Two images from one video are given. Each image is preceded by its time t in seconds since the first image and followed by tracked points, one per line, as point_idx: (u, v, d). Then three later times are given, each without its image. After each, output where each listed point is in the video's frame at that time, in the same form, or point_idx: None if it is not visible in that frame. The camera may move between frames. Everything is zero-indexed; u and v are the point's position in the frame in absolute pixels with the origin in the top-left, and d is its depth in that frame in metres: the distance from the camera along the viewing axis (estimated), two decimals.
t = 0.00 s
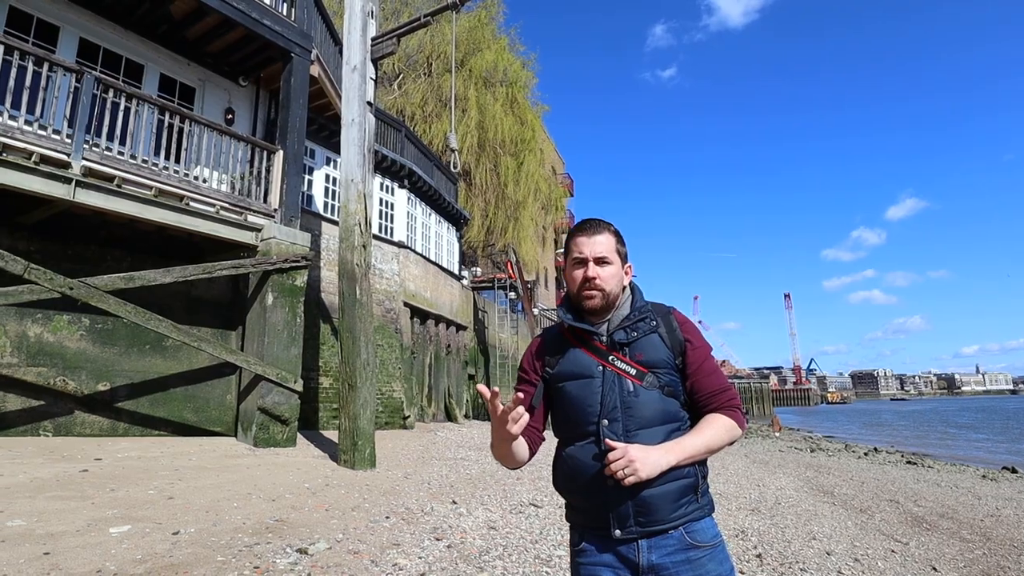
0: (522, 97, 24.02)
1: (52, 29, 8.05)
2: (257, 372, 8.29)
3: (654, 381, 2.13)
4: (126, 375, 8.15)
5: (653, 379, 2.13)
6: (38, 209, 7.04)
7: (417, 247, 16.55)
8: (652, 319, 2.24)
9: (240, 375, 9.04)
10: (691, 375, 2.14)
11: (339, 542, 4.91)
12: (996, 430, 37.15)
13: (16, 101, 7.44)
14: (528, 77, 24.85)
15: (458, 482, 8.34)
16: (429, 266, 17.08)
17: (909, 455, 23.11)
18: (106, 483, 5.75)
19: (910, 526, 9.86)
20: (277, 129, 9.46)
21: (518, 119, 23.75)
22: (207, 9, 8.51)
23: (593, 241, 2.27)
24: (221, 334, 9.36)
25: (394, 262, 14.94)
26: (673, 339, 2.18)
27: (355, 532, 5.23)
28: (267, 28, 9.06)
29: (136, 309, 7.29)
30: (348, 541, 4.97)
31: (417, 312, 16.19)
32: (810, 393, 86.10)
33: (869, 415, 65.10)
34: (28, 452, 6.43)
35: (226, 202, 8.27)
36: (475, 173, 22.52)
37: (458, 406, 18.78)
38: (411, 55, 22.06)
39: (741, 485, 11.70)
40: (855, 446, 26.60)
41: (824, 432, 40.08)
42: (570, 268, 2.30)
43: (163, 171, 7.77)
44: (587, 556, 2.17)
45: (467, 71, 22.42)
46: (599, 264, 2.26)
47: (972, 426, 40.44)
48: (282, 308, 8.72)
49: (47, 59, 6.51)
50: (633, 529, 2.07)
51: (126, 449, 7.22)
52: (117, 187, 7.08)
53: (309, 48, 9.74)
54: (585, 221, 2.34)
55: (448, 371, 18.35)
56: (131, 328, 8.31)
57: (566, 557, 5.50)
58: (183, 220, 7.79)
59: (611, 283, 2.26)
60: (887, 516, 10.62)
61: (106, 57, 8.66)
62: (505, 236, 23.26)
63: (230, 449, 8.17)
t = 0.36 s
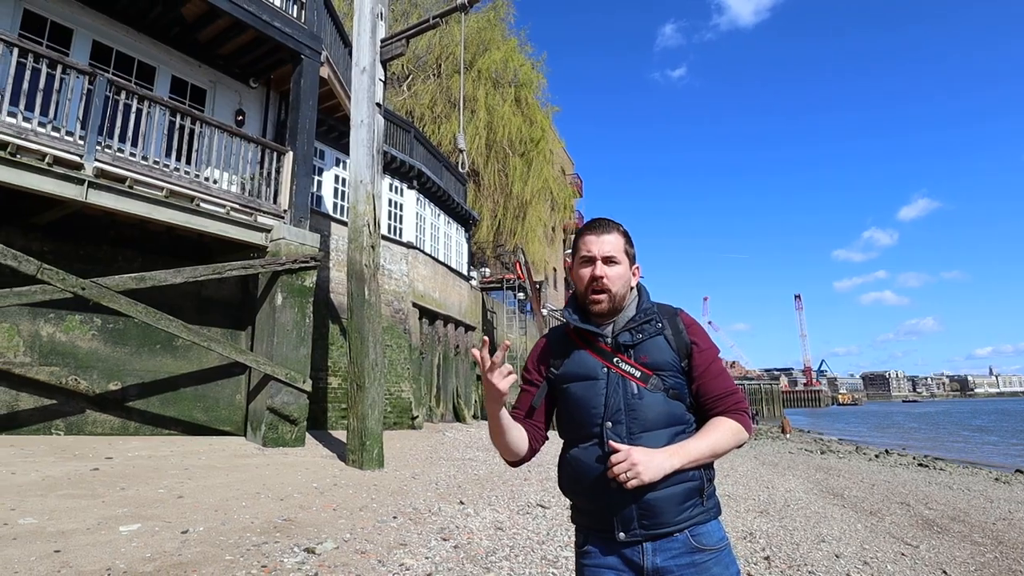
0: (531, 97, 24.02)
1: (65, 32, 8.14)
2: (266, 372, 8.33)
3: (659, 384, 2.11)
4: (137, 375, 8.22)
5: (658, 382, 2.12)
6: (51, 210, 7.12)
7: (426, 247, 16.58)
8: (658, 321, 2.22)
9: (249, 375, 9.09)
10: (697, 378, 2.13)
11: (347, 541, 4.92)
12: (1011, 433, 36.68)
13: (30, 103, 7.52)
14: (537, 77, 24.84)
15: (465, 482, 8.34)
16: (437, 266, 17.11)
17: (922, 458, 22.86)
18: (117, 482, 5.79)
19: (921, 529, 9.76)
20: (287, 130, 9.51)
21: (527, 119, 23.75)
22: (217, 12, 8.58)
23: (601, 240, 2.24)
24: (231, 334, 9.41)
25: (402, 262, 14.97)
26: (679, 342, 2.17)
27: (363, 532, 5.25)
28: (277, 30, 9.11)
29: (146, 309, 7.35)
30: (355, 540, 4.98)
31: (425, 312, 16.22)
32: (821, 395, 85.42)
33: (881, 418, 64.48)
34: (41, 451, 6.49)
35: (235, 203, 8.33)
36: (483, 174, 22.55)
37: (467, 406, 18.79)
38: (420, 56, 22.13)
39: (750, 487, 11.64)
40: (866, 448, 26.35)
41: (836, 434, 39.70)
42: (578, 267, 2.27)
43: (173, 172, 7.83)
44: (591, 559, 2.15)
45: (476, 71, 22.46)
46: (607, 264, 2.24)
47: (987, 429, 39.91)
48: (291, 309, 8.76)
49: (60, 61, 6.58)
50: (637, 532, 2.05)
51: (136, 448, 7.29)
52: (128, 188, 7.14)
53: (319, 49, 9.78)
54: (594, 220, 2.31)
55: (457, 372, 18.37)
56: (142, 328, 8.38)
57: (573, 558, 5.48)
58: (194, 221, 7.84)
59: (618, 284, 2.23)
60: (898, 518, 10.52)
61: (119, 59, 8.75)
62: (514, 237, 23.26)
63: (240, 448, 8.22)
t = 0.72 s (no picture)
0: (535, 98, 24.04)
1: (71, 35, 8.19)
2: (270, 373, 8.36)
3: (668, 385, 2.11)
4: (142, 375, 8.26)
5: (667, 383, 2.12)
6: (56, 211, 7.16)
7: (430, 248, 16.61)
8: (667, 321, 2.22)
9: (254, 375, 9.12)
10: (706, 378, 2.12)
11: (349, 542, 4.93)
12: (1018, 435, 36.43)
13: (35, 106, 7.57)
14: (541, 78, 24.85)
15: (468, 483, 8.36)
16: (441, 267, 17.13)
17: (928, 459, 22.74)
18: (122, 482, 5.82)
19: (926, 530, 9.72)
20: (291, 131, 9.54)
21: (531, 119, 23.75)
22: (221, 14, 8.61)
23: (608, 242, 2.24)
24: (235, 334, 9.45)
25: (406, 263, 15.00)
26: (688, 342, 2.16)
27: (366, 532, 5.26)
28: (281, 32, 9.14)
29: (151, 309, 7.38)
30: (358, 541, 4.99)
31: (429, 313, 16.24)
32: (826, 396, 85.09)
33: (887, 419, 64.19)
34: (47, 451, 6.53)
35: (240, 204, 8.38)
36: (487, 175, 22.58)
37: (470, 407, 18.80)
38: (424, 57, 22.19)
39: (754, 488, 11.61)
40: (872, 449, 26.22)
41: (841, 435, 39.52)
42: (585, 270, 2.27)
43: (178, 173, 7.87)
44: (600, 558, 2.16)
45: (480, 72, 22.49)
46: (614, 266, 2.23)
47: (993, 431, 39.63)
48: (295, 309, 8.78)
49: (66, 64, 6.61)
50: (647, 533, 2.06)
51: (141, 448, 7.32)
52: (133, 190, 7.18)
53: (323, 51, 9.81)
54: (601, 222, 2.31)
55: (461, 372, 18.39)
56: (148, 329, 8.43)
57: (575, 559, 5.48)
58: (198, 222, 7.88)
59: (626, 286, 2.23)
60: (902, 520, 10.47)
61: (124, 61, 8.80)
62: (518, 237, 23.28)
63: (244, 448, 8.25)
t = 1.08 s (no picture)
0: (540, 99, 24.06)
1: (79, 38, 8.29)
2: (276, 373, 8.42)
3: (693, 383, 2.13)
4: (150, 376, 8.34)
5: (692, 381, 2.13)
6: (65, 213, 7.24)
7: (434, 249, 16.66)
8: (695, 320, 2.24)
9: (259, 376, 9.18)
10: (731, 377, 2.12)
11: (353, 541, 4.98)
12: None
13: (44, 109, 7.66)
14: (546, 79, 24.87)
15: (473, 483, 8.39)
16: (446, 268, 17.18)
17: (934, 461, 22.61)
18: (129, 481, 5.89)
19: (931, 533, 9.68)
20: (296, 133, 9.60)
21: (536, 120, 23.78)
22: (228, 17, 8.69)
23: (640, 243, 2.28)
24: (241, 335, 9.53)
25: (411, 264, 15.06)
26: (713, 342, 2.18)
27: (369, 532, 5.30)
28: (287, 35, 9.21)
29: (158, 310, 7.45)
30: (362, 540, 5.04)
31: (434, 313, 16.29)
32: (832, 397, 84.73)
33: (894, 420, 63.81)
34: (56, 450, 6.62)
35: (245, 206, 8.46)
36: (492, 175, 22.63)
37: (475, 407, 18.85)
38: (429, 58, 22.28)
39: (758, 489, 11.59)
40: (878, 451, 26.10)
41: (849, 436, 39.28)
42: (617, 270, 2.30)
43: (184, 176, 7.94)
44: (622, 558, 2.20)
45: (484, 73, 22.55)
46: (647, 267, 2.27)
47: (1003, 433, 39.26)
48: (300, 310, 8.86)
49: (74, 67, 6.68)
50: (670, 533, 2.08)
51: (148, 448, 7.39)
52: (140, 192, 7.26)
53: (328, 53, 9.87)
54: (633, 223, 2.35)
55: (466, 373, 18.44)
56: (155, 329, 8.50)
57: (577, 559, 5.51)
58: (205, 223, 7.94)
59: (658, 287, 2.26)
60: (908, 522, 10.43)
61: (131, 64, 8.89)
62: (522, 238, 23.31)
63: (250, 448, 8.32)
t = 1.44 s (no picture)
0: (545, 99, 24.04)
1: (86, 41, 8.34)
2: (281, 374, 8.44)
3: (735, 402, 2.11)
4: (156, 376, 8.37)
5: (734, 400, 2.11)
6: (72, 214, 7.28)
7: (440, 249, 16.68)
8: (737, 336, 2.19)
9: (264, 376, 9.20)
10: (774, 396, 2.09)
11: (357, 541, 4.97)
12: None
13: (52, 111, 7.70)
14: (551, 79, 24.86)
15: (477, 484, 8.38)
16: (451, 268, 17.20)
17: (943, 463, 22.43)
18: (135, 481, 5.91)
19: (939, 535, 9.60)
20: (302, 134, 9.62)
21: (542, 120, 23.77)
22: (233, 19, 8.72)
23: (677, 254, 2.24)
24: (247, 335, 9.56)
25: (416, 264, 15.07)
26: (755, 358, 2.13)
27: (373, 532, 5.29)
28: (292, 36, 9.23)
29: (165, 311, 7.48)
30: (365, 540, 5.03)
31: (439, 314, 16.31)
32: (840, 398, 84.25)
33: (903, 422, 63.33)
34: (63, 450, 6.65)
35: (250, 206, 8.48)
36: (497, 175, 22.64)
37: (480, 407, 18.85)
38: (435, 59, 22.34)
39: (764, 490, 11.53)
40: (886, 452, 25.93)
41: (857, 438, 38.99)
42: (654, 281, 2.27)
43: (190, 176, 7.97)
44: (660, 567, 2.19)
45: (490, 74, 22.57)
46: (684, 278, 2.23)
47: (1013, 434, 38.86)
48: (306, 311, 8.86)
49: (81, 69, 6.71)
50: (710, 547, 2.08)
51: (154, 448, 7.42)
52: (146, 193, 7.29)
53: (333, 54, 9.89)
54: (670, 233, 2.31)
55: (471, 373, 18.45)
56: (161, 330, 8.54)
57: (581, 560, 5.48)
58: (211, 224, 7.96)
59: (696, 299, 2.22)
60: (915, 524, 10.35)
61: (138, 66, 8.94)
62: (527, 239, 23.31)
63: (255, 448, 8.34)
